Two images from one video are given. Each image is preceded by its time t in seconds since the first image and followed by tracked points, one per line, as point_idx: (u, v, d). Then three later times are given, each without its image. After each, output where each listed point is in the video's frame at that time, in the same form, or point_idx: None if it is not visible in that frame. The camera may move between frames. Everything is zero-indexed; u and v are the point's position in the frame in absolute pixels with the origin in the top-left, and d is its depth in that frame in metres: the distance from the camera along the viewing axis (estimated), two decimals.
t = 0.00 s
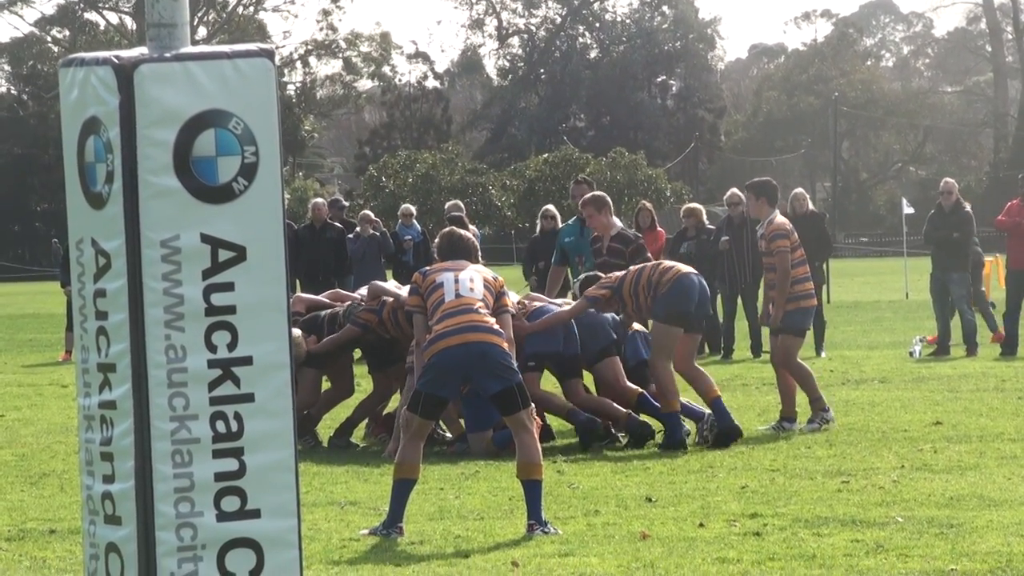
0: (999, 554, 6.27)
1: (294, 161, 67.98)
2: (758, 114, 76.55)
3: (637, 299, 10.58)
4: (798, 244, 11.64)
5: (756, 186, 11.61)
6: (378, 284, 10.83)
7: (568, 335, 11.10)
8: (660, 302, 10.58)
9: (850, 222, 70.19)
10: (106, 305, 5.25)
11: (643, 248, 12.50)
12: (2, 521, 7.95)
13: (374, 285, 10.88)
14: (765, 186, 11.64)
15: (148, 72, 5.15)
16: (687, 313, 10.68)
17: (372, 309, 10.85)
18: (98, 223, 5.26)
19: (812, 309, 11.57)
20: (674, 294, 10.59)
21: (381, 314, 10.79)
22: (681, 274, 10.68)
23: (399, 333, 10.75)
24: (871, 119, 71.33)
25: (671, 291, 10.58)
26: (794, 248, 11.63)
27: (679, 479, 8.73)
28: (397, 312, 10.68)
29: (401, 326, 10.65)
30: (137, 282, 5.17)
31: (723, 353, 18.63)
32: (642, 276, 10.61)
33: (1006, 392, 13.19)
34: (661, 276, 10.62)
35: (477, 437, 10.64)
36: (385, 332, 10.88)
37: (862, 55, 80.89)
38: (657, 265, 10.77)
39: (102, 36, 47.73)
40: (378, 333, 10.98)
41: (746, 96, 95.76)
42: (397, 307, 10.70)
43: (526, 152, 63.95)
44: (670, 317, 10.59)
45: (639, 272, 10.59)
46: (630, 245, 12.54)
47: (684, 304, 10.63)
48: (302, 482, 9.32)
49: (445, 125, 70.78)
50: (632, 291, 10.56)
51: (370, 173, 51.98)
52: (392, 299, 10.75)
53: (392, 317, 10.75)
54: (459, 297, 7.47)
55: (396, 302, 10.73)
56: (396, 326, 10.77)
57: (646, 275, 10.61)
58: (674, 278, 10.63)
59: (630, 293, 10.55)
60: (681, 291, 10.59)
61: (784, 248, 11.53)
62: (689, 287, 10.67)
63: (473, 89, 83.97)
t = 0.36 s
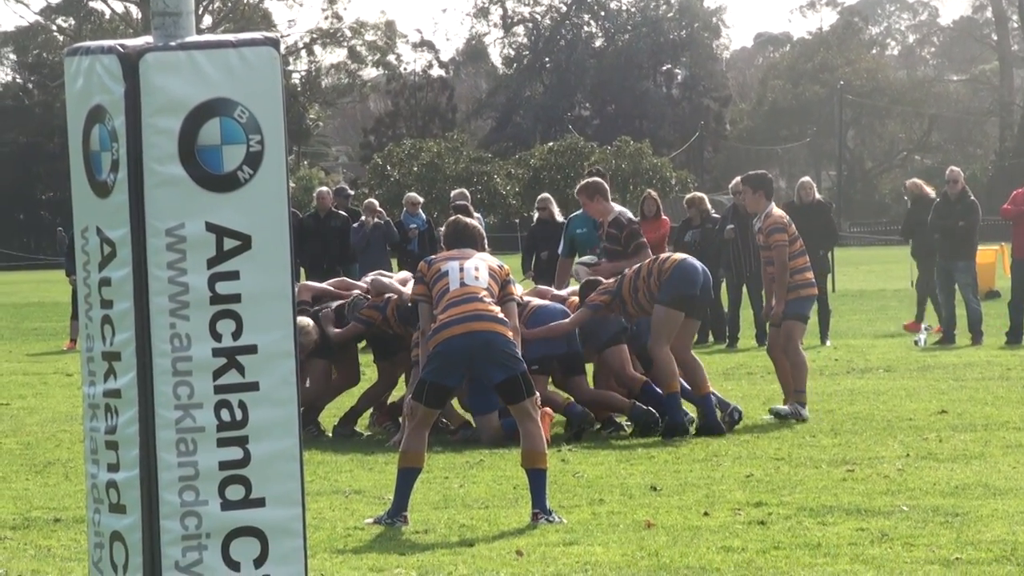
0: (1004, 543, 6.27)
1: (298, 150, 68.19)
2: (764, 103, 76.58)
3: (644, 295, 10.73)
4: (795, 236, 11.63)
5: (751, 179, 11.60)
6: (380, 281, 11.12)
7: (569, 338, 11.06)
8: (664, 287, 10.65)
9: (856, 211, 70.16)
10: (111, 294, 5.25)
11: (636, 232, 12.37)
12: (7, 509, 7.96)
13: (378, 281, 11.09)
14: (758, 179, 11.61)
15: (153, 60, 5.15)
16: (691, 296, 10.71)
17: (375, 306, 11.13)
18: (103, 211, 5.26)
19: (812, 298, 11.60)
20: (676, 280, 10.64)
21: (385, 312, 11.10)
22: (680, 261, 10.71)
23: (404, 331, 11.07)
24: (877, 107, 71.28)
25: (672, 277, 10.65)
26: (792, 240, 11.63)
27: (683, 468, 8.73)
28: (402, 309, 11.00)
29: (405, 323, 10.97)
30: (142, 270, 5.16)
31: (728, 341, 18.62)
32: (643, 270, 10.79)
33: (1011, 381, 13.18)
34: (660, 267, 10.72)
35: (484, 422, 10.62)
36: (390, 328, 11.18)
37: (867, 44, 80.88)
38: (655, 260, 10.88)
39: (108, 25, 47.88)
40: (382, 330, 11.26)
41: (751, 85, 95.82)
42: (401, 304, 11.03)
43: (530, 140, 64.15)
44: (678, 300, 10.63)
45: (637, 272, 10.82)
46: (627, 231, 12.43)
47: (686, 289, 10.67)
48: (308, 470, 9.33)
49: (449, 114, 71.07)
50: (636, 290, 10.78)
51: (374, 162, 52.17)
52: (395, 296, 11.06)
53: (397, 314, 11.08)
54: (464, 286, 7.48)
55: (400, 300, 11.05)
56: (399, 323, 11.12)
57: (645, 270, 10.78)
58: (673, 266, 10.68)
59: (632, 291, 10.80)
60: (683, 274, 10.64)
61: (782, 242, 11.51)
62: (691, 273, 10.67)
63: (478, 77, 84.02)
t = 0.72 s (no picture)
0: (1011, 535, 6.27)
1: (306, 141, 68.66)
2: (770, 94, 76.81)
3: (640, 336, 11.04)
4: (794, 233, 11.60)
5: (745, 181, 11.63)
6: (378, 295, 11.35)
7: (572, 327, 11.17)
8: (659, 333, 10.91)
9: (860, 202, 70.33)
10: (118, 285, 5.25)
11: (626, 228, 12.57)
12: (14, 500, 7.98)
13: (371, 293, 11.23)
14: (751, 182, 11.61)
15: (159, 52, 5.15)
16: (689, 338, 10.97)
17: (375, 320, 11.41)
18: (110, 202, 5.26)
19: (824, 295, 11.62)
20: (668, 326, 10.90)
21: (385, 325, 11.40)
22: (671, 307, 10.98)
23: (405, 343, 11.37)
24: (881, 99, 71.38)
25: (664, 324, 10.90)
26: (791, 239, 11.59)
27: (691, 459, 8.73)
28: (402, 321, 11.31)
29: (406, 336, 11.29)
30: (149, 262, 5.17)
31: (735, 332, 18.63)
32: (632, 311, 11.04)
33: (1018, 373, 13.18)
34: (653, 312, 10.99)
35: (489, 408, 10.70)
36: (393, 338, 11.49)
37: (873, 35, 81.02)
38: (646, 299, 11.12)
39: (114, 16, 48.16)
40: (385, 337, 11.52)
41: (757, 76, 96.03)
42: (401, 318, 11.33)
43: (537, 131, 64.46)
44: (675, 344, 10.90)
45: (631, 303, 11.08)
46: (616, 226, 12.59)
47: (681, 331, 10.92)
48: (314, 462, 9.35)
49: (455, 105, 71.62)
50: (629, 330, 11.08)
51: (380, 152, 52.88)
52: (393, 309, 11.34)
53: (398, 326, 11.41)
54: (471, 278, 7.47)
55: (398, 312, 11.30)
56: (402, 333, 11.45)
57: (635, 311, 11.05)
58: (664, 313, 10.94)
59: (627, 329, 11.09)
60: (673, 320, 10.90)
61: (778, 245, 11.46)
62: (683, 314, 10.96)
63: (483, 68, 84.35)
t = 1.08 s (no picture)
0: (1018, 527, 6.28)
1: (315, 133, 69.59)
2: (777, 86, 77.23)
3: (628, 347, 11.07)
4: (793, 232, 11.71)
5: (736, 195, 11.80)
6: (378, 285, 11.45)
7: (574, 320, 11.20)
8: (643, 337, 10.96)
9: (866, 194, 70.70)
10: (126, 275, 5.25)
11: (615, 216, 12.65)
12: (21, 491, 7.98)
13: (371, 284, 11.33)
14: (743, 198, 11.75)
15: (167, 42, 5.14)
16: (674, 339, 11.00)
17: (376, 309, 11.54)
18: (117, 192, 5.26)
19: (842, 285, 11.76)
20: (650, 332, 10.94)
21: (385, 313, 11.51)
22: (647, 314, 11.03)
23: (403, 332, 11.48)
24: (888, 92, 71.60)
25: (646, 331, 10.94)
26: (791, 239, 11.69)
27: (697, 451, 8.73)
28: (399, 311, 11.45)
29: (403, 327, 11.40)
30: (157, 253, 5.17)
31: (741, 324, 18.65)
32: (615, 323, 11.13)
33: None
34: (632, 322, 11.03)
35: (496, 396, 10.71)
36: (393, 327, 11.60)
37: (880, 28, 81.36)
38: (624, 311, 11.19)
39: (124, 8, 48.60)
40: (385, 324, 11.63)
41: (764, 69, 96.52)
42: (400, 307, 11.46)
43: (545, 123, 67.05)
44: (661, 347, 10.93)
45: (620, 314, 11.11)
46: (607, 215, 12.67)
47: (665, 335, 10.97)
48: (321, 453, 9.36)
49: (462, 96, 72.65)
50: (617, 341, 11.13)
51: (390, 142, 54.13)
52: (392, 298, 11.45)
53: (397, 316, 11.51)
54: (477, 269, 7.48)
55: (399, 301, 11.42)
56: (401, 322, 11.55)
57: (617, 324, 11.11)
58: (643, 322, 10.98)
59: (613, 342, 11.16)
60: (654, 326, 10.93)
61: (778, 248, 11.58)
62: (666, 324, 10.98)
63: (490, 60, 84.95)
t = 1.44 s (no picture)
0: None
1: (321, 124, 70.50)
2: (783, 79, 77.65)
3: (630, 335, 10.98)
4: (797, 226, 11.68)
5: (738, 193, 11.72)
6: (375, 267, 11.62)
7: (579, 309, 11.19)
8: (644, 324, 10.88)
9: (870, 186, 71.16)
10: (131, 267, 5.25)
11: (618, 207, 12.63)
12: (25, 482, 7.98)
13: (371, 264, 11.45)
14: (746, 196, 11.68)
15: (173, 34, 5.14)
16: (676, 323, 10.91)
17: (372, 292, 11.70)
18: (123, 184, 5.26)
19: (850, 277, 11.77)
20: (650, 318, 10.86)
21: (382, 296, 11.69)
22: (648, 300, 10.95)
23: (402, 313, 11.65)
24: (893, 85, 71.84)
25: (646, 317, 10.87)
26: (793, 233, 11.67)
27: (702, 443, 8.73)
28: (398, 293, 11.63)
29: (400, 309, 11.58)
30: (162, 243, 5.18)
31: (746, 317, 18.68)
32: (616, 310, 11.07)
33: None
34: (631, 310, 10.98)
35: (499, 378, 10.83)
36: (390, 309, 11.78)
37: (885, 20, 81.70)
38: (625, 297, 11.14)
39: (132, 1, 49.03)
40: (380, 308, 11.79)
41: (770, 61, 96.94)
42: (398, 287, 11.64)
43: (550, 115, 68.61)
44: (665, 329, 10.79)
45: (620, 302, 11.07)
46: (609, 206, 12.65)
47: (667, 319, 10.88)
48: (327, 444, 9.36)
49: (468, 88, 73.54)
50: (618, 330, 11.05)
51: (395, 135, 54.95)
52: (391, 280, 11.64)
53: (395, 297, 11.70)
54: (482, 261, 7.48)
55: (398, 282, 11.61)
56: (399, 304, 11.73)
57: (617, 311, 11.05)
58: (644, 309, 10.91)
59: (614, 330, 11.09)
60: (655, 311, 10.85)
61: (782, 244, 11.55)
62: (667, 310, 10.89)
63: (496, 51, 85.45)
